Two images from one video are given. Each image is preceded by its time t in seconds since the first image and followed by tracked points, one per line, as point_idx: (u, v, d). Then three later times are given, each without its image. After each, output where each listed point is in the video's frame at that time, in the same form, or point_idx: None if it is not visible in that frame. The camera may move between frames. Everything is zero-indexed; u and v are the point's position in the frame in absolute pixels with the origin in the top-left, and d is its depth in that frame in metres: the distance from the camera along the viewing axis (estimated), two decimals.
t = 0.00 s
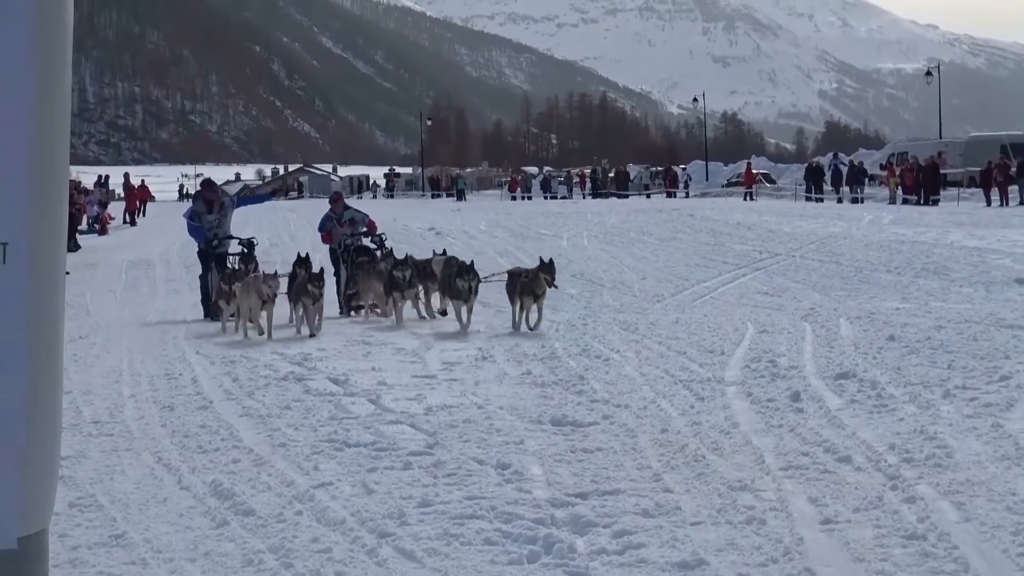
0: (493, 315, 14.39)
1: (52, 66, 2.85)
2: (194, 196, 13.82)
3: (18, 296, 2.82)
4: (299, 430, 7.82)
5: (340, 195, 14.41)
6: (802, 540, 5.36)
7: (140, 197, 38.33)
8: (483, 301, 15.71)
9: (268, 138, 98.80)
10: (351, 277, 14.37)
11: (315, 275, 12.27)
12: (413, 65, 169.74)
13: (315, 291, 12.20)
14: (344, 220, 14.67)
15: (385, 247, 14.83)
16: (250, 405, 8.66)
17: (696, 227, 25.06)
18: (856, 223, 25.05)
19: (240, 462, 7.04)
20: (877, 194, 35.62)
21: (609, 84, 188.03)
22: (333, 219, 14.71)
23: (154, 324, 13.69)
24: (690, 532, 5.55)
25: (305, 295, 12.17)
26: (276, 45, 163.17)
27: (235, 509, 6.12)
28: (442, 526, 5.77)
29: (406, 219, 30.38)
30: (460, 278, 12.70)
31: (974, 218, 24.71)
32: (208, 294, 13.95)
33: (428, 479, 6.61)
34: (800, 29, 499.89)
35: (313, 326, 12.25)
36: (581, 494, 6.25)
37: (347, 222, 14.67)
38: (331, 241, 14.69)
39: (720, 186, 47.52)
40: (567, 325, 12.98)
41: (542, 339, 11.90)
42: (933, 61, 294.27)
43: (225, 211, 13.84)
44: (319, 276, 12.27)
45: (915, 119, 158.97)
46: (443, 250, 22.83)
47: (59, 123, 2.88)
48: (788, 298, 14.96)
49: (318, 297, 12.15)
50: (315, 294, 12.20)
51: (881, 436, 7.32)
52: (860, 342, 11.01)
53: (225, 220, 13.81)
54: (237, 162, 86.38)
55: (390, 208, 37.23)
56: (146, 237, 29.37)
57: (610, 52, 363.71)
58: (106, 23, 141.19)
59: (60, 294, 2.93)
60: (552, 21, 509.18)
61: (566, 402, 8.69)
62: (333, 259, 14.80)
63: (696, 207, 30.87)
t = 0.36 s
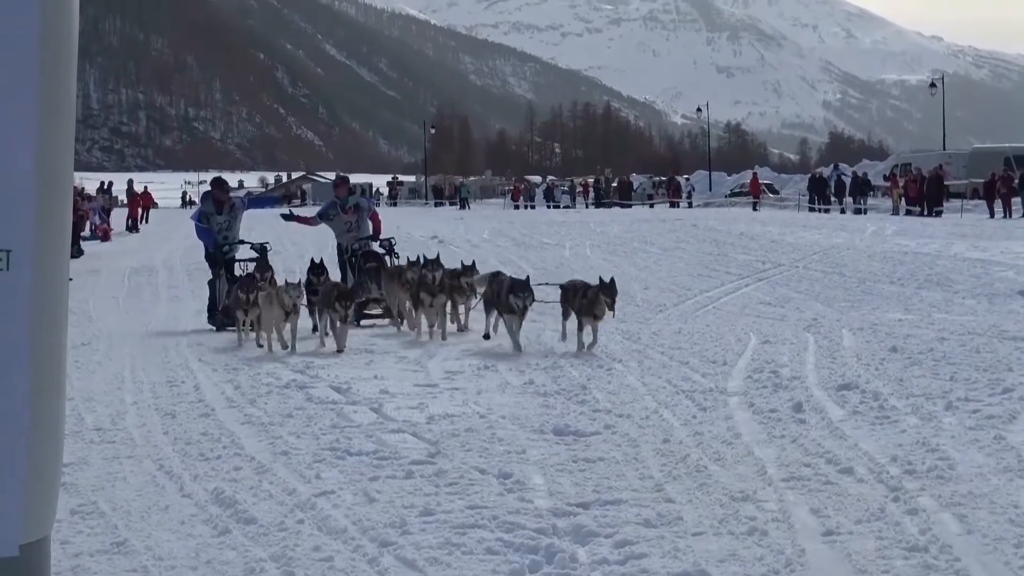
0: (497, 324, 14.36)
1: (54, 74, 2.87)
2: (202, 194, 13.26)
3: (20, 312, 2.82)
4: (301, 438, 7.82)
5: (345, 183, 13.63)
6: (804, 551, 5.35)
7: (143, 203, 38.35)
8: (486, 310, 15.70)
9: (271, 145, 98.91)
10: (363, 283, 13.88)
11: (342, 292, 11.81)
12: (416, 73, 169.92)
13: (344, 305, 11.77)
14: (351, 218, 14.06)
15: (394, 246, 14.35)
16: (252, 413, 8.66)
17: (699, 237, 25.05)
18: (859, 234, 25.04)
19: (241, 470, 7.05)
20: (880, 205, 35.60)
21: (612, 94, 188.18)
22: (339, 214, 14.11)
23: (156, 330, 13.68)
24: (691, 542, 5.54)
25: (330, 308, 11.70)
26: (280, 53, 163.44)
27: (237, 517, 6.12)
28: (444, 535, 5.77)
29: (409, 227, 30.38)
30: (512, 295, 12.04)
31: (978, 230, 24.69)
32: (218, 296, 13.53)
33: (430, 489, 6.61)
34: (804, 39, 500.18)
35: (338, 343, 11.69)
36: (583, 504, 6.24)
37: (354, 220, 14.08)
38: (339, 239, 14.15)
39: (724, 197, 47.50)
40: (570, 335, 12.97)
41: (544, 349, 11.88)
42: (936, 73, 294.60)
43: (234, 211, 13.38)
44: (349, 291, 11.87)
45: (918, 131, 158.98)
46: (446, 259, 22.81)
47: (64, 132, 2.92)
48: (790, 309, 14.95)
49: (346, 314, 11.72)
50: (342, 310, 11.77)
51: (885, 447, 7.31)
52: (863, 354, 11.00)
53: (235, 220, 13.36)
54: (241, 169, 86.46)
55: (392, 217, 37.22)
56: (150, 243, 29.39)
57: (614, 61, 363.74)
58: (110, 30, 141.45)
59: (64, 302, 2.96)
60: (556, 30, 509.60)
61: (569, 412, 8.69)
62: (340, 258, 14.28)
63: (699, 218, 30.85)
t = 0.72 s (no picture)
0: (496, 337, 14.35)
1: (57, 88, 2.91)
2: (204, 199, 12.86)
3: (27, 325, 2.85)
4: (299, 451, 7.82)
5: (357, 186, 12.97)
6: (802, 565, 5.35)
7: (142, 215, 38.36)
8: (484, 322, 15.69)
9: (270, 156, 98.97)
10: (369, 294, 13.19)
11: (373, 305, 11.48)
12: (415, 86, 170.09)
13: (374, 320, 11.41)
14: (358, 220, 13.41)
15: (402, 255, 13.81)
16: (250, 425, 8.66)
17: (697, 250, 25.07)
18: (858, 247, 25.05)
19: (239, 482, 7.04)
20: (878, 219, 35.66)
21: (611, 106, 188.44)
22: (344, 215, 13.49)
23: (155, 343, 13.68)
24: (689, 556, 5.54)
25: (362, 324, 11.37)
26: (279, 64, 163.68)
27: (234, 529, 6.12)
28: (442, 548, 5.77)
29: (407, 240, 30.38)
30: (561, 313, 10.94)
31: (975, 244, 24.72)
32: (226, 305, 13.21)
33: (429, 501, 6.60)
34: (803, 52, 501.22)
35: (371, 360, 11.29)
36: (581, 517, 6.24)
37: (361, 222, 13.42)
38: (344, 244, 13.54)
39: (722, 210, 47.54)
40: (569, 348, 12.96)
41: (543, 362, 11.87)
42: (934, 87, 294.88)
43: (236, 218, 13.02)
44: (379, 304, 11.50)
45: (916, 144, 159.18)
46: (445, 272, 22.82)
47: (63, 138, 2.95)
48: (789, 322, 14.95)
49: (377, 329, 11.34)
50: (373, 326, 11.40)
51: (881, 461, 7.32)
52: (861, 367, 11.01)
53: (238, 227, 13.01)
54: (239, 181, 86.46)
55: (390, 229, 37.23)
56: (149, 255, 29.36)
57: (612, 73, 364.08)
58: (110, 41, 141.47)
59: (63, 308, 2.98)
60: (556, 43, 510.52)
61: (567, 425, 8.70)
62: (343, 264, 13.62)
63: (697, 231, 30.86)
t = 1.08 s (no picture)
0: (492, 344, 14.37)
1: (53, 92, 3.01)
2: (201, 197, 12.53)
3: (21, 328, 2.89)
4: (294, 459, 7.83)
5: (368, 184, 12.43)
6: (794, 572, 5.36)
7: (137, 224, 38.36)
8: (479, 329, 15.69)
9: (265, 164, 98.89)
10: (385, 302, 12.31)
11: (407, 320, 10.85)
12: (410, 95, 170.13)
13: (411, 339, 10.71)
14: (369, 221, 12.79)
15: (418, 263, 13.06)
16: (244, 433, 8.66)
17: (692, 259, 25.13)
18: (853, 256, 25.09)
19: (232, 490, 7.03)
20: (873, 227, 35.73)
21: (606, 115, 188.56)
22: (354, 218, 12.89)
23: (150, 352, 13.69)
24: (683, 563, 5.55)
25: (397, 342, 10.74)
26: (274, 73, 163.58)
27: (228, 537, 6.11)
28: (436, 556, 5.78)
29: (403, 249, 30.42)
30: (599, 316, 9.99)
31: (970, 252, 24.81)
32: (228, 313, 12.66)
33: (423, 509, 6.61)
34: (797, 61, 502.90)
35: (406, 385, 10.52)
36: (575, 525, 6.25)
37: (372, 223, 12.80)
38: (356, 250, 12.85)
39: (717, 219, 47.59)
40: (563, 357, 12.96)
41: (538, 371, 11.86)
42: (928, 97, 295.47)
43: (234, 219, 12.78)
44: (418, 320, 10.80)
45: (910, 154, 159.45)
46: (440, 280, 22.87)
47: (58, 141, 3.02)
48: (783, 330, 14.99)
49: (413, 345, 10.68)
50: (410, 343, 10.71)
51: (874, 468, 7.36)
52: (855, 375, 11.04)
53: (236, 227, 12.76)
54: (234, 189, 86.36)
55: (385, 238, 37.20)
56: (144, 263, 29.30)
57: (607, 82, 364.35)
58: (105, 50, 141.35)
59: (57, 325, 3.00)
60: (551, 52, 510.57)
61: (561, 433, 8.71)
62: (356, 275, 12.83)
63: (692, 239, 30.90)
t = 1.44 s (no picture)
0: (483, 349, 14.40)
1: (43, 94, 2.71)
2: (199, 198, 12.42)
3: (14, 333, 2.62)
4: (284, 465, 7.82)
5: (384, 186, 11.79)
6: None
7: (128, 228, 38.24)
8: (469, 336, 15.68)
9: (256, 169, 98.58)
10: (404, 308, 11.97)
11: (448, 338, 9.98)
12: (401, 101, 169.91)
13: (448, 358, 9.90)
14: (383, 221, 12.23)
15: (438, 268, 12.49)
16: (234, 439, 8.65)
17: (683, 265, 25.17)
18: (843, 262, 25.17)
19: (223, 497, 7.02)
20: (864, 234, 35.83)
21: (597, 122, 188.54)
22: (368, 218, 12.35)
23: (141, 356, 13.66)
24: (673, 570, 5.57)
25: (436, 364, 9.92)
26: (265, 78, 163.25)
27: (219, 544, 6.11)
28: (426, 562, 5.78)
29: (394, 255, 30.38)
30: (625, 326, 9.42)
31: (961, 258, 24.92)
32: (232, 321, 12.29)
33: (413, 515, 6.62)
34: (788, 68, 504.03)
35: (446, 405, 9.54)
36: (565, 531, 6.26)
37: (387, 223, 12.23)
38: (369, 253, 12.33)
39: (708, 225, 47.65)
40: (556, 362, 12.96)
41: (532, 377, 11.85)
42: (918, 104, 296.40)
43: (235, 222, 12.55)
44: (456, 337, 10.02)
45: (900, 160, 159.85)
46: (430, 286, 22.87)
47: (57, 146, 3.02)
48: (774, 337, 15.02)
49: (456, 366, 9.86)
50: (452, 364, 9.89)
51: (864, 474, 7.39)
52: (845, 382, 11.09)
53: (236, 231, 12.54)
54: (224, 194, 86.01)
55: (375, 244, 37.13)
56: (134, 269, 29.22)
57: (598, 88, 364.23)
58: (95, 54, 140.85)
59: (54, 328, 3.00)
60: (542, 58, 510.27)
61: (551, 439, 8.72)
62: (369, 279, 12.34)
63: (683, 245, 30.91)
